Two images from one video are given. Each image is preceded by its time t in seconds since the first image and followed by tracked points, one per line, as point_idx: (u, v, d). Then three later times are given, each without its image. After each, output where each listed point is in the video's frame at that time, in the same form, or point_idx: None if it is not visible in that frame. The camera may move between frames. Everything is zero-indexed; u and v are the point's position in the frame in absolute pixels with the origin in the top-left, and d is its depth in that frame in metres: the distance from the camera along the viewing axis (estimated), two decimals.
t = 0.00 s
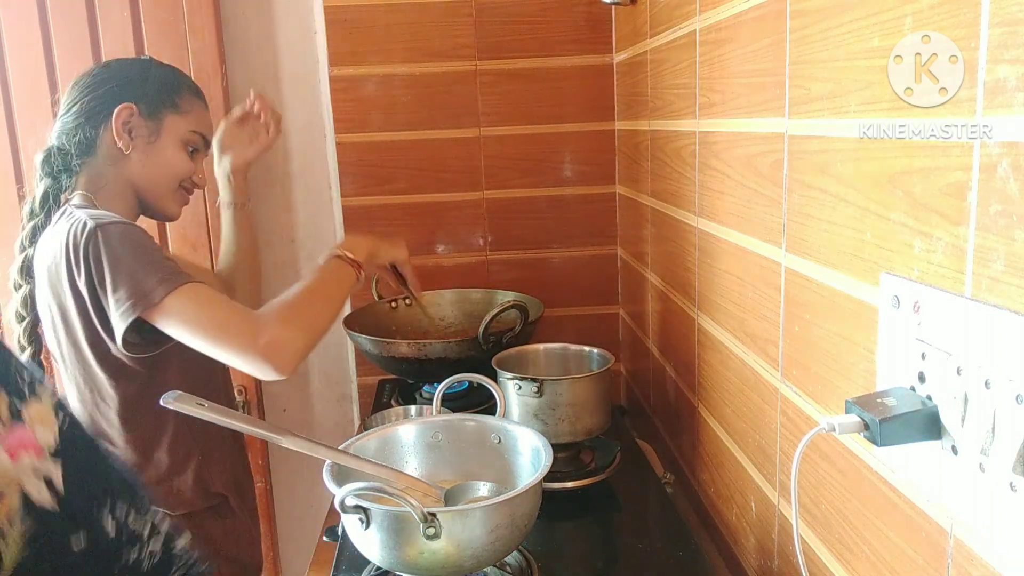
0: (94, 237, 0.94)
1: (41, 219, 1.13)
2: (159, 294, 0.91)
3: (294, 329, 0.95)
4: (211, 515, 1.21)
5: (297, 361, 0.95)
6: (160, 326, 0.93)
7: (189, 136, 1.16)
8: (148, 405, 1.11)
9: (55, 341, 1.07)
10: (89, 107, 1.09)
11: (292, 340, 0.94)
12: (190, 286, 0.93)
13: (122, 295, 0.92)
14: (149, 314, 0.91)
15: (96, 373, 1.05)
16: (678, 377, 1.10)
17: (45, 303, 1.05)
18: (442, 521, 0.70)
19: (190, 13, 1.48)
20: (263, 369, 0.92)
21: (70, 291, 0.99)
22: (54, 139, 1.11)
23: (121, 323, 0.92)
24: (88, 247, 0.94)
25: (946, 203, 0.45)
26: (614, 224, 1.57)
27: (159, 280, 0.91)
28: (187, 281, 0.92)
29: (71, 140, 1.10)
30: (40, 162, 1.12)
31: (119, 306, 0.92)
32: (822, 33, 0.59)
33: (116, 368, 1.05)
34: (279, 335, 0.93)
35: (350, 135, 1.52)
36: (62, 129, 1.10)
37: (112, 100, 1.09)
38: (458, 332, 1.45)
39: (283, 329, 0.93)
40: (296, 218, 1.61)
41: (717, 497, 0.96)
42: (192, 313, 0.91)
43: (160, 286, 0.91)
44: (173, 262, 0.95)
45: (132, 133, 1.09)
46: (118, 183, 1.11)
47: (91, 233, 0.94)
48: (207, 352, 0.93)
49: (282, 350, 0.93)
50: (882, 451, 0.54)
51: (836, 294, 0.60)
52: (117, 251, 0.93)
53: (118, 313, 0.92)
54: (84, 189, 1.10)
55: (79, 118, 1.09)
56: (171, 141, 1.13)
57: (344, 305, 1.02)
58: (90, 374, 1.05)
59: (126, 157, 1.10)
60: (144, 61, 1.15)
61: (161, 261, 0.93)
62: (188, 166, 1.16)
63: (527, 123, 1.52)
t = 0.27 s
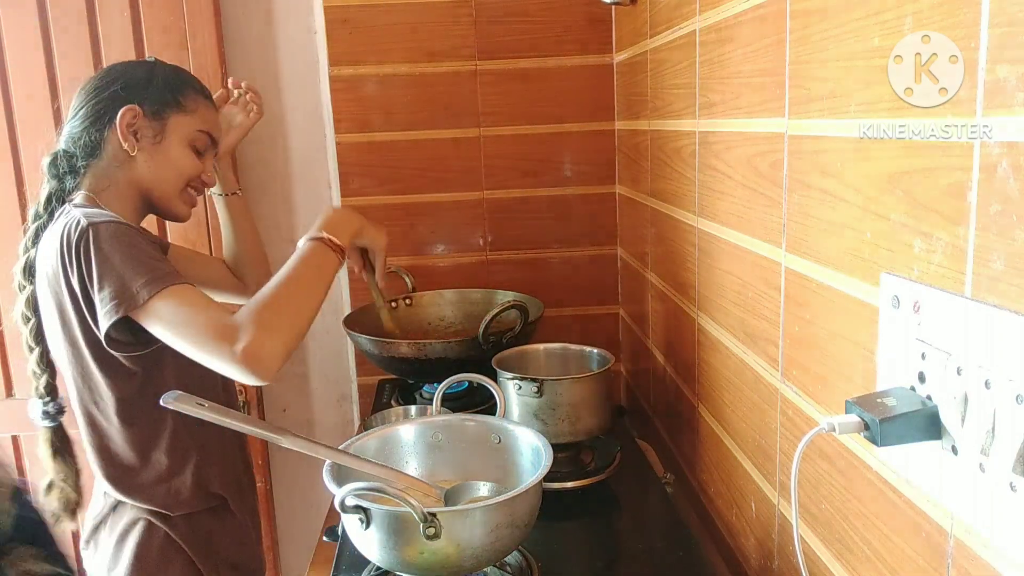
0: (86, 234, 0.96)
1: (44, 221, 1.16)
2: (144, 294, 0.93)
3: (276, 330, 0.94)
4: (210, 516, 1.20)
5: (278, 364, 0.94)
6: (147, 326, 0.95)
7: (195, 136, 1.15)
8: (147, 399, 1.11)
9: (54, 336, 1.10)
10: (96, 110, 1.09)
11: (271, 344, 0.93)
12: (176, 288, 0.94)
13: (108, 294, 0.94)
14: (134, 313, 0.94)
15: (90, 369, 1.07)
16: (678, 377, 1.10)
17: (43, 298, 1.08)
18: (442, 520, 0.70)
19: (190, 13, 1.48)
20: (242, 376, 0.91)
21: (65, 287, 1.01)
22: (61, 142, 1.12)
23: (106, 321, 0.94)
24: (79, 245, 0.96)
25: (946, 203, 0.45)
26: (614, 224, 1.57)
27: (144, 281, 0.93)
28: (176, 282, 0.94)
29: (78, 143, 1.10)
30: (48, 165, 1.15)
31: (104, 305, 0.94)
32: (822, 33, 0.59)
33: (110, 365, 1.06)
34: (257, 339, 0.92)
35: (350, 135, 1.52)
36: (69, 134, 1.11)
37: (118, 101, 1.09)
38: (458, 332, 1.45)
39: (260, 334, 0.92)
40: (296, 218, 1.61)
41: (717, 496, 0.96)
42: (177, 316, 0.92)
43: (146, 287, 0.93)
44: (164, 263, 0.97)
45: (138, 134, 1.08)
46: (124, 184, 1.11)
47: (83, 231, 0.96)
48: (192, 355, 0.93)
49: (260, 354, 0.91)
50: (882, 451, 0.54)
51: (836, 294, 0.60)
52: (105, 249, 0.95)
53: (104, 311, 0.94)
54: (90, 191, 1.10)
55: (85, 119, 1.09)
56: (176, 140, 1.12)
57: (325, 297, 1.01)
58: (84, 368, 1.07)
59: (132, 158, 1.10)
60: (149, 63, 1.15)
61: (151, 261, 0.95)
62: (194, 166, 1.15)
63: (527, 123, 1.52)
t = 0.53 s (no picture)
0: (81, 232, 0.97)
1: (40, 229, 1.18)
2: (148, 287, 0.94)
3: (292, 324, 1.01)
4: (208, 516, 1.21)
5: (288, 354, 0.99)
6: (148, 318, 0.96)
7: (186, 130, 1.15)
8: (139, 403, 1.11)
9: (51, 339, 1.10)
10: (84, 117, 1.11)
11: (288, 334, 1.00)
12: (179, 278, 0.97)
13: (111, 288, 0.95)
14: (139, 308, 0.95)
15: (85, 371, 1.08)
16: (678, 378, 1.10)
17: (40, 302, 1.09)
18: (441, 520, 0.70)
19: (190, 13, 1.48)
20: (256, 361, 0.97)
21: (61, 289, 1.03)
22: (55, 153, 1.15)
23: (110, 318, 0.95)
24: (75, 244, 0.98)
25: (946, 203, 0.45)
26: (614, 224, 1.57)
27: (148, 273, 0.95)
28: (176, 274, 0.96)
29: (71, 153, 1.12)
30: (43, 173, 1.17)
31: (108, 299, 0.95)
32: (822, 33, 0.59)
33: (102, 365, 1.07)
34: (276, 327, 0.99)
35: (350, 135, 1.52)
36: (62, 144, 1.13)
37: (104, 105, 1.10)
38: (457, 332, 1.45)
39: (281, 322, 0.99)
40: (296, 218, 1.61)
41: (717, 496, 0.96)
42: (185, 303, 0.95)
43: (150, 279, 0.95)
44: (163, 258, 0.98)
45: (125, 136, 1.09)
46: (119, 187, 1.13)
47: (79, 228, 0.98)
48: (199, 343, 0.97)
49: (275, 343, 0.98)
50: (882, 451, 0.54)
51: (836, 294, 0.60)
52: (101, 246, 0.97)
53: (107, 307, 0.95)
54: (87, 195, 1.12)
55: (75, 127, 1.12)
56: (165, 137, 1.12)
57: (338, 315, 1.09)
58: (78, 371, 1.08)
59: (122, 161, 1.11)
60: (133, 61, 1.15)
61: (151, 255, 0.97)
62: (185, 160, 1.15)
63: (527, 123, 1.52)
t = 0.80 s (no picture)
0: (75, 241, 1.00)
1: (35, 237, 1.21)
2: (139, 298, 0.97)
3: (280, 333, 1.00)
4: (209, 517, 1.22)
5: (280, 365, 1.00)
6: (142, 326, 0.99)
7: (164, 123, 1.16)
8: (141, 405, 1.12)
9: (51, 346, 1.12)
10: (62, 124, 1.12)
11: (277, 344, 0.99)
12: (172, 291, 0.99)
13: (104, 299, 0.98)
14: (132, 317, 0.98)
15: (87, 376, 1.08)
16: (679, 377, 1.10)
17: (38, 308, 1.11)
18: (441, 521, 0.70)
19: (190, 12, 1.48)
20: (247, 373, 0.97)
21: (60, 296, 1.04)
22: (40, 160, 1.16)
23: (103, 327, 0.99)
24: (71, 254, 1.01)
25: (946, 203, 0.45)
26: (614, 224, 1.56)
27: (140, 285, 0.97)
28: (169, 286, 0.98)
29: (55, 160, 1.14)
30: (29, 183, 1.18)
31: (100, 310, 0.98)
32: (823, 33, 0.59)
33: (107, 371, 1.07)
34: (263, 338, 0.99)
35: (350, 135, 1.52)
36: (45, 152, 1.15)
37: (79, 110, 1.11)
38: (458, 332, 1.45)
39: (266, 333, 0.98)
40: (296, 218, 1.61)
41: (717, 496, 0.96)
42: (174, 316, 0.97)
43: (141, 291, 0.97)
44: (155, 265, 1.01)
45: (107, 142, 1.11)
46: (110, 190, 1.15)
47: (73, 238, 1.00)
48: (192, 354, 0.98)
49: (264, 353, 0.98)
50: (882, 451, 0.54)
51: (836, 294, 0.60)
52: (94, 255, 0.99)
53: (100, 316, 0.98)
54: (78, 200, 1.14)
55: (57, 134, 1.12)
56: (145, 135, 1.14)
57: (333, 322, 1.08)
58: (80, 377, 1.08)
59: (111, 166, 1.13)
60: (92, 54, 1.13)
61: (143, 265, 0.99)
62: (167, 152, 1.17)
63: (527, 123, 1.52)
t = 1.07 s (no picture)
0: (76, 248, 1.00)
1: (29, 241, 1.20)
2: (147, 304, 0.98)
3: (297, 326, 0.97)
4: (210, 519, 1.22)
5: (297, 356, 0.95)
6: (150, 333, 0.99)
7: (154, 127, 1.15)
8: (141, 409, 1.12)
9: (50, 351, 1.12)
10: (47, 131, 1.10)
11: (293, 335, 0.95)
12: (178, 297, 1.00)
13: (109, 304, 0.98)
14: (139, 325, 0.98)
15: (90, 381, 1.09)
16: (679, 377, 1.10)
17: (35, 311, 1.10)
18: (440, 521, 0.70)
19: (190, 13, 1.48)
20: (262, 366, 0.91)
21: (59, 303, 1.04)
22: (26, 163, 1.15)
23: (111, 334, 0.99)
24: (72, 258, 1.00)
25: (946, 203, 0.45)
26: (614, 224, 1.57)
27: (148, 291, 0.98)
28: (174, 291, 1.00)
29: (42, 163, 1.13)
30: (20, 188, 1.17)
31: (105, 315, 0.99)
32: (823, 33, 0.59)
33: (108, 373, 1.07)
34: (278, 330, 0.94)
35: (350, 135, 1.52)
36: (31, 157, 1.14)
37: (65, 117, 1.09)
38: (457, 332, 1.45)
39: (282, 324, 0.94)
40: (296, 218, 1.61)
41: (717, 496, 0.97)
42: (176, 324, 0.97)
43: (149, 298, 0.98)
44: (161, 270, 1.02)
45: (97, 151, 1.11)
46: (102, 198, 1.15)
47: (74, 244, 1.00)
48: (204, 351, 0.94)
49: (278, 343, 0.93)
50: (882, 450, 0.54)
51: (836, 294, 0.60)
52: (98, 262, 1.00)
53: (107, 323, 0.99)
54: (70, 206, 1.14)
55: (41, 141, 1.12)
56: (136, 141, 1.13)
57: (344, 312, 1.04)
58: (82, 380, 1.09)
59: (101, 175, 1.13)
60: (74, 54, 1.11)
61: (150, 271, 1.00)
62: (158, 156, 1.16)
63: (527, 123, 1.52)
